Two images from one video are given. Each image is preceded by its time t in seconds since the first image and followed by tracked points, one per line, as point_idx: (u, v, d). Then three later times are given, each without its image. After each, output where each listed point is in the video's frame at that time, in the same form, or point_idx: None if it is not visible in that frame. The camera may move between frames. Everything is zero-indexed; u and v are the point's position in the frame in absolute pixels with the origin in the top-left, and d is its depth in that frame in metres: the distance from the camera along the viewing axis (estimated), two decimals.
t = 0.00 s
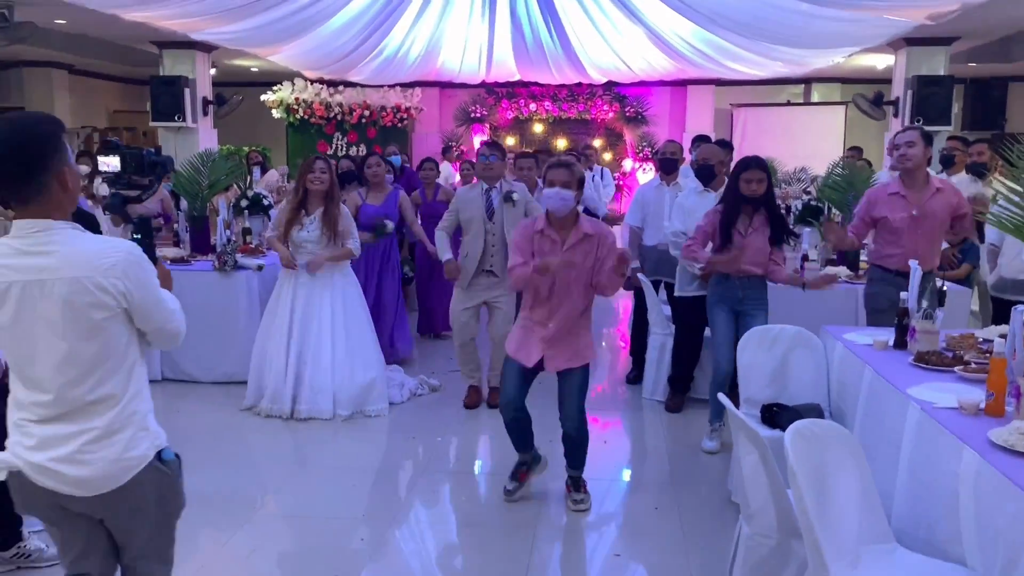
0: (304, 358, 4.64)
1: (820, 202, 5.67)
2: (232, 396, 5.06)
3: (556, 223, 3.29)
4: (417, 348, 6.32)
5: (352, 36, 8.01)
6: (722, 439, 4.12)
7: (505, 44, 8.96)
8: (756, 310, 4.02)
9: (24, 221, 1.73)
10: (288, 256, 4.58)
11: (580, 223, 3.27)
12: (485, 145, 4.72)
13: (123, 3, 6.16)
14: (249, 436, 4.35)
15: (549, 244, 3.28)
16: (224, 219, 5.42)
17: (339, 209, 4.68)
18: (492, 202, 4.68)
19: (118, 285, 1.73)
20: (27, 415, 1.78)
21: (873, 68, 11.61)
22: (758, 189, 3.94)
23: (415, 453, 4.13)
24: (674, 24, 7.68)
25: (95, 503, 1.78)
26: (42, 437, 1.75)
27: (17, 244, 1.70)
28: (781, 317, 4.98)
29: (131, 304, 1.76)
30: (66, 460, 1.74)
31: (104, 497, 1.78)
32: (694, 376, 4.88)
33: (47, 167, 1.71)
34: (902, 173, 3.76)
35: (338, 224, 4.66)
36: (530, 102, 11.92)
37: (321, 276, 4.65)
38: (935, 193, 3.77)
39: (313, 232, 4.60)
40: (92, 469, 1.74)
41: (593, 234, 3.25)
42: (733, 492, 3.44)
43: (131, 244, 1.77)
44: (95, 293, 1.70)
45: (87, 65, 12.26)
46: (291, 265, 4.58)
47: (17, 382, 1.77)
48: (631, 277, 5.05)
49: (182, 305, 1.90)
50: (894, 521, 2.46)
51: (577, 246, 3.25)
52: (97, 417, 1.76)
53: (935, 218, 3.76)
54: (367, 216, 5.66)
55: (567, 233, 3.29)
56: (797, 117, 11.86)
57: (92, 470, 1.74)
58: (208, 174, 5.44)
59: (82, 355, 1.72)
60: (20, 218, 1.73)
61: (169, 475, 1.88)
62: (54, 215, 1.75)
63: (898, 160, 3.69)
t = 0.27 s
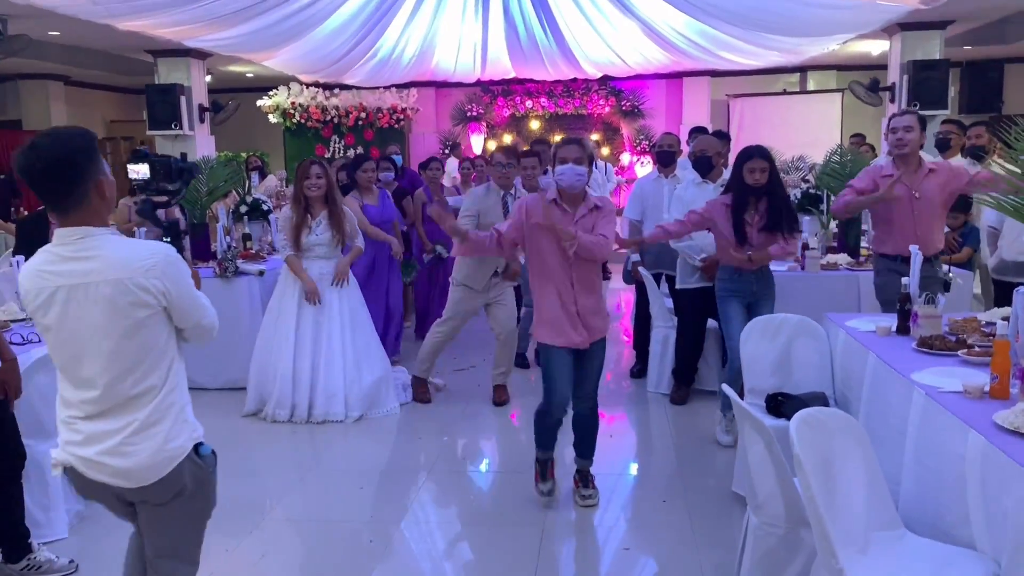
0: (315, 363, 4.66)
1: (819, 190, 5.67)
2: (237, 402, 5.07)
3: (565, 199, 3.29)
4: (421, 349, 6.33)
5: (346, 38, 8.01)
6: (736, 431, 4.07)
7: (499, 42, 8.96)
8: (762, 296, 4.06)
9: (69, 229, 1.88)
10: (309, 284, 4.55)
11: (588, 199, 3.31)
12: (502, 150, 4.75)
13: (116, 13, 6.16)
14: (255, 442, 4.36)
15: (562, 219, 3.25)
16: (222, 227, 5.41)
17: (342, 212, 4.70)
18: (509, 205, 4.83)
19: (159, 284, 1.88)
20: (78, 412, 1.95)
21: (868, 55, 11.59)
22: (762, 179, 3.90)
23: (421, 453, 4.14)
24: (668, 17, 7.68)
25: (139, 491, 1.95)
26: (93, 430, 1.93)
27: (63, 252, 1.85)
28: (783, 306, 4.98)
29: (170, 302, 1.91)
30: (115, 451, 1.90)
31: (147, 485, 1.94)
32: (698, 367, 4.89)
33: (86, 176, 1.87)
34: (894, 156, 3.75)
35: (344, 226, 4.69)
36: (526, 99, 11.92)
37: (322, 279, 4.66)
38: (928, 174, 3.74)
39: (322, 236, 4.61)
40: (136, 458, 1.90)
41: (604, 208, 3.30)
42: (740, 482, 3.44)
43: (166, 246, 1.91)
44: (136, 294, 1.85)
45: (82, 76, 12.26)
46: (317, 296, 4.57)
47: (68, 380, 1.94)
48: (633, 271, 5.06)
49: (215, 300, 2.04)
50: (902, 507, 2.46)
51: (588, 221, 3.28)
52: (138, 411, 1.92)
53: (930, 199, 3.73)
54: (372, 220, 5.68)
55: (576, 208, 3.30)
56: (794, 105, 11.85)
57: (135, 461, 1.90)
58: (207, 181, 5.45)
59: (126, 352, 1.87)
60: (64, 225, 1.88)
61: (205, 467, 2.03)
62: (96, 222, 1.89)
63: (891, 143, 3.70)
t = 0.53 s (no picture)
0: (318, 362, 4.66)
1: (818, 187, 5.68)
2: (237, 402, 5.07)
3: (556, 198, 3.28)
4: (421, 348, 6.33)
5: (343, 38, 8.00)
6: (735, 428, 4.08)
7: (497, 41, 8.97)
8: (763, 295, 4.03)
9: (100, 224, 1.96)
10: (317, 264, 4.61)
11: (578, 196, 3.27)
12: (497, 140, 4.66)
13: (113, 15, 6.16)
14: (256, 443, 4.36)
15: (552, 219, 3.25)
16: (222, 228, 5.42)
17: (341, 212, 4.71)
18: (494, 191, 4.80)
19: (185, 276, 1.95)
20: (105, 398, 2.01)
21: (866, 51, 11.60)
22: (750, 173, 3.93)
23: (421, 453, 4.14)
24: (665, 15, 7.68)
25: (163, 475, 2.00)
26: (119, 415, 1.99)
27: (94, 246, 1.92)
28: (783, 303, 4.98)
29: (196, 294, 1.98)
30: (140, 435, 1.96)
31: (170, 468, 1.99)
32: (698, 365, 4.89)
33: (117, 176, 1.94)
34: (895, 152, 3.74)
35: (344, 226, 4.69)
36: (524, 98, 11.93)
37: (322, 280, 4.67)
38: (926, 173, 3.76)
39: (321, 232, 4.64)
40: (161, 442, 1.96)
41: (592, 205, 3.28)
42: (740, 480, 3.44)
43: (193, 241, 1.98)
44: (164, 285, 1.92)
45: (81, 78, 12.27)
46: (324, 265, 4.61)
47: (96, 367, 2.01)
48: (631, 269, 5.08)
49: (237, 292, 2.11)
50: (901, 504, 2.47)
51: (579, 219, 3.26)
52: (163, 397, 1.98)
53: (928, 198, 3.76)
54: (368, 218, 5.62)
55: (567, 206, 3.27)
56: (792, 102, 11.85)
57: (159, 445, 1.96)
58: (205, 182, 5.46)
59: (152, 342, 1.93)
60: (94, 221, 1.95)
61: (225, 453, 2.08)
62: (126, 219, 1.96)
63: (896, 140, 3.67)
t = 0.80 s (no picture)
0: (323, 361, 4.64)
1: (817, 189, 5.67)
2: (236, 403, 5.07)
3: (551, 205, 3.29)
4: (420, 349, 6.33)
5: (343, 38, 7.99)
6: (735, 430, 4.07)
7: (497, 43, 8.97)
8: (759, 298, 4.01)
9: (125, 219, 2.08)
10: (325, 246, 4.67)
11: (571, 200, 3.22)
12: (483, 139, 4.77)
13: (112, 15, 6.16)
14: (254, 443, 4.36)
15: (542, 226, 3.29)
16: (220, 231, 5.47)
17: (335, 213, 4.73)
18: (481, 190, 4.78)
19: (205, 268, 2.08)
20: (129, 383, 2.13)
21: (866, 53, 11.60)
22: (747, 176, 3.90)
23: (419, 454, 4.14)
24: (665, 16, 7.68)
25: (186, 454, 2.14)
26: (142, 399, 2.10)
27: (120, 240, 2.04)
28: (782, 304, 4.98)
29: (215, 285, 2.11)
30: (165, 418, 2.08)
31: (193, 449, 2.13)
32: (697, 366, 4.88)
33: (140, 173, 2.06)
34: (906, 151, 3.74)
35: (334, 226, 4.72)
36: (524, 100, 11.94)
37: (320, 280, 4.68)
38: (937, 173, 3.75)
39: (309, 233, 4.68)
40: (186, 424, 2.09)
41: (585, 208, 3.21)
42: (738, 481, 3.44)
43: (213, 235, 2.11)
44: (186, 277, 2.04)
45: (80, 78, 12.27)
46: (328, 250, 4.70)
47: (119, 354, 2.13)
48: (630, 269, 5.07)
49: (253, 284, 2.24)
50: (901, 505, 2.46)
51: (571, 223, 3.23)
52: (185, 381, 2.11)
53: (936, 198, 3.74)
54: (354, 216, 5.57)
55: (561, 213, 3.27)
56: (792, 104, 11.86)
57: (182, 426, 2.09)
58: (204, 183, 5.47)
59: (175, 330, 2.06)
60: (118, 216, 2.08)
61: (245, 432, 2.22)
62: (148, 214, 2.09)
63: (906, 139, 3.68)
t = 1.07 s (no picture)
0: (317, 362, 4.63)
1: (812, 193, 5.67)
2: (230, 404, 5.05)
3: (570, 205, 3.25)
4: (414, 351, 6.32)
5: (340, 39, 7.97)
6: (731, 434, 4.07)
7: (493, 45, 8.96)
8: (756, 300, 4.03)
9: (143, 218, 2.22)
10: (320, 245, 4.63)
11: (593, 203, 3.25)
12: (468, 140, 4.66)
13: (106, 14, 6.13)
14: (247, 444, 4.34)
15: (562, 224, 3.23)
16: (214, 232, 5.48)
17: (332, 207, 4.69)
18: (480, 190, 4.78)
19: (220, 264, 2.21)
20: (147, 373, 2.25)
21: (862, 57, 11.61)
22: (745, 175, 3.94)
23: (413, 456, 4.13)
24: (661, 19, 7.68)
25: (205, 437, 2.26)
26: (160, 387, 2.22)
27: (140, 237, 2.18)
28: (777, 308, 4.98)
29: (229, 279, 2.25)
30: (184, 404, 2.21)
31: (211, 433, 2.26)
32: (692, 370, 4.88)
33: (160, 176, 2.21)
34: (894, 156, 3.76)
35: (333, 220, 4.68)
36: (520, 102, 11.93)
37: (314, 280, 4.67)
38: (925, 177, 3.75)
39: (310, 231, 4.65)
40: (204, 410, 2.22)
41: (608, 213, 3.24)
42: (732, 484, 3.44)
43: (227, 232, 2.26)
44: (203, 271, 2.18)
45: (75, 78, 12.24)
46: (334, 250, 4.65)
47: (138, 346, 2.25)
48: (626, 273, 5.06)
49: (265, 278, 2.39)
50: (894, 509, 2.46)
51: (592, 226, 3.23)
52: (202, 371, 2.24)
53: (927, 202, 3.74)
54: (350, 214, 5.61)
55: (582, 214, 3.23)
56: (787, 108, 11.89)
57: (202, 413, 2.21)
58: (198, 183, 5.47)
59: (193, 321, 2.20)
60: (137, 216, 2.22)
61: (258, 416, 2.36)
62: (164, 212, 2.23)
63: (896, 145, 3.69)
